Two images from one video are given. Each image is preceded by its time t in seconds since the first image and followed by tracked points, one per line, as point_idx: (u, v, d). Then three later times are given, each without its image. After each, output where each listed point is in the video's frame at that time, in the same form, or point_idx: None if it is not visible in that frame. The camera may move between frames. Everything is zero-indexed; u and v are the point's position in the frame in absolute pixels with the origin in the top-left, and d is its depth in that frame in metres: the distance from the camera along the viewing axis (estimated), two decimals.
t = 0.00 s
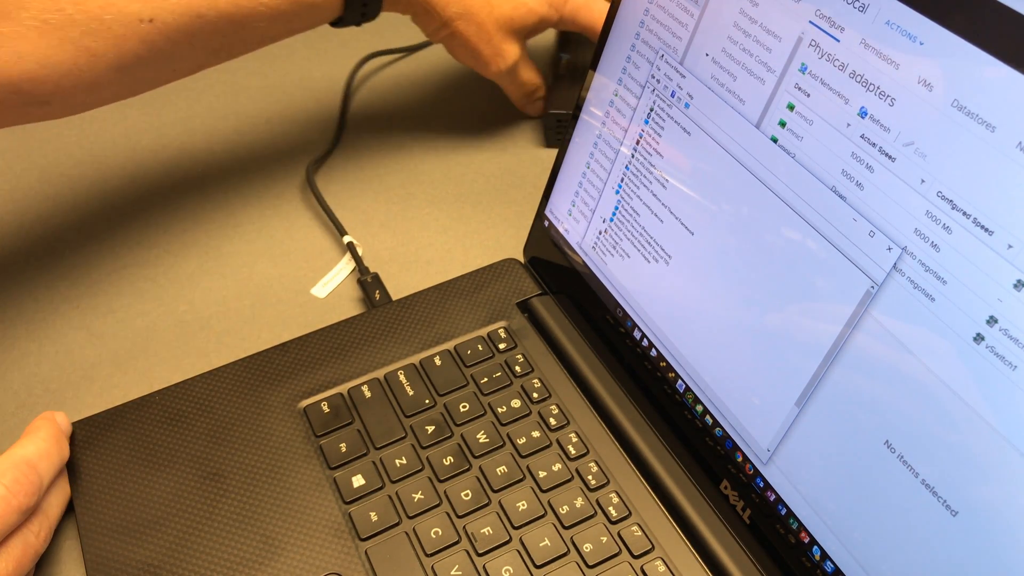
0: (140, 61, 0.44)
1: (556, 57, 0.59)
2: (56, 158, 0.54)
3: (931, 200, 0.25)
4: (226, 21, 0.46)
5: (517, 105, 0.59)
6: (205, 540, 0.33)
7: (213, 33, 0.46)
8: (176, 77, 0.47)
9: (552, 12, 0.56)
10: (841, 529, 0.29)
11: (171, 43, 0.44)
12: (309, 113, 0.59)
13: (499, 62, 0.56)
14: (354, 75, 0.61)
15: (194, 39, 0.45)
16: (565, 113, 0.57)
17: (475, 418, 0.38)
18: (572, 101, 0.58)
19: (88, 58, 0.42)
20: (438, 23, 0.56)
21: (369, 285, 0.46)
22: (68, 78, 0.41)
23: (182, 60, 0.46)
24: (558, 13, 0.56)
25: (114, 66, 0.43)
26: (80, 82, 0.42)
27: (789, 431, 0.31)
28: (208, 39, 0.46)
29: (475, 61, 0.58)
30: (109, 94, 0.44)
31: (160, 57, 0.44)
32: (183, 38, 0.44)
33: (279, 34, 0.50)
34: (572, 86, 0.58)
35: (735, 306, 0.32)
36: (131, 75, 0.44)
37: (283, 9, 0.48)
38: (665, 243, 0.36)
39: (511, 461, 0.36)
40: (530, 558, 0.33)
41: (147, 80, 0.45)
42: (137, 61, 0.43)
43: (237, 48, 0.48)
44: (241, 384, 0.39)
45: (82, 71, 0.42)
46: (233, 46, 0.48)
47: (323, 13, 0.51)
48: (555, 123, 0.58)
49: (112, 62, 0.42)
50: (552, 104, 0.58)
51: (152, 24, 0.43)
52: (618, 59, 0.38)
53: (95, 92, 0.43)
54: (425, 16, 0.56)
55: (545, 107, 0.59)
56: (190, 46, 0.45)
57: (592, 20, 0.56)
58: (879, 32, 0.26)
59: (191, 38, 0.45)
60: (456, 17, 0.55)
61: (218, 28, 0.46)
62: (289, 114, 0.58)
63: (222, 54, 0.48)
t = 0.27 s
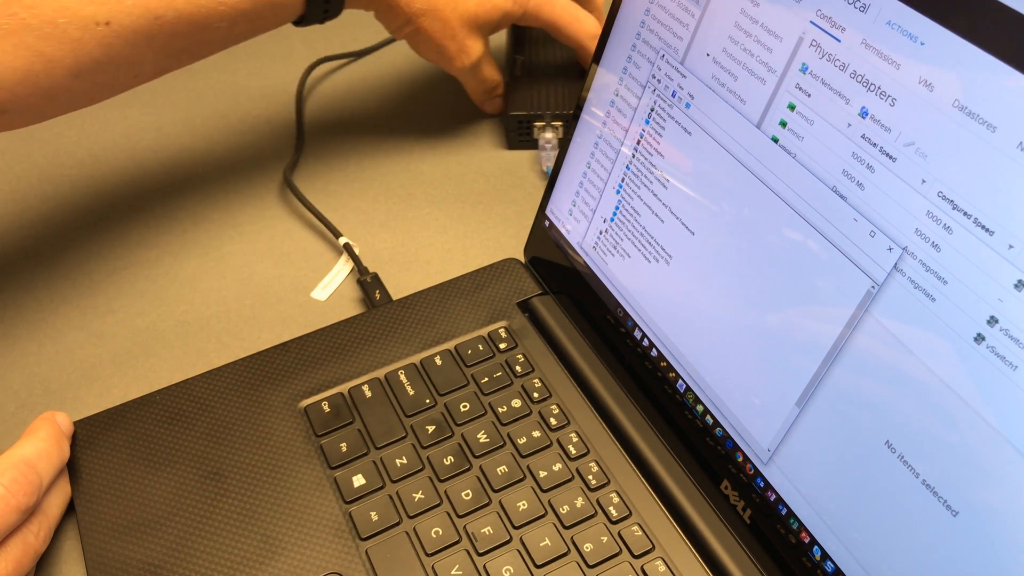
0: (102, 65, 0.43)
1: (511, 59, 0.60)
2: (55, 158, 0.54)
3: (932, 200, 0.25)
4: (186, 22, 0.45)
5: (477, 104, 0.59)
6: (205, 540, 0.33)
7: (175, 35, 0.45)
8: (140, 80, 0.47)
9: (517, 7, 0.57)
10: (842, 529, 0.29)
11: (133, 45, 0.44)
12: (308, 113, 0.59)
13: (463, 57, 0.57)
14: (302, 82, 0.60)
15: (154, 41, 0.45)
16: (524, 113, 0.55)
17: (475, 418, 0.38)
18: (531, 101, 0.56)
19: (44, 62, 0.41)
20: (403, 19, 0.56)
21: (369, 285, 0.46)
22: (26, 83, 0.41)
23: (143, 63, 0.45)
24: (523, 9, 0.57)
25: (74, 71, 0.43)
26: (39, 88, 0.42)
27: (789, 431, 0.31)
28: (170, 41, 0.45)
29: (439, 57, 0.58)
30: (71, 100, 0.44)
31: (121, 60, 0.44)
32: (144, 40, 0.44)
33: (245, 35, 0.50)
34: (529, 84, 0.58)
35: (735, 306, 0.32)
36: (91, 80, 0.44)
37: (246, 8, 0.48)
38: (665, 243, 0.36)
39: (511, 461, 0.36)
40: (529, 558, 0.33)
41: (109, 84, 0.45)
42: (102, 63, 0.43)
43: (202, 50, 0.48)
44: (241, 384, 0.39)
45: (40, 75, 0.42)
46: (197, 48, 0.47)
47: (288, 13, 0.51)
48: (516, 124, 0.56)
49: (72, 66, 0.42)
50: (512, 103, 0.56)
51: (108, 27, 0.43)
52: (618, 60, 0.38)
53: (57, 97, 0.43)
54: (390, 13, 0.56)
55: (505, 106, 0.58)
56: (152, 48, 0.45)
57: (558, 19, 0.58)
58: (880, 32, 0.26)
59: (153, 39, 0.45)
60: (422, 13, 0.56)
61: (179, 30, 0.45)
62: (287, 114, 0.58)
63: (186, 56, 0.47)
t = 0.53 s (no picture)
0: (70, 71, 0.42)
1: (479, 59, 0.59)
2: (55, 158, 0.54)
3: (931, 200, 0.25)
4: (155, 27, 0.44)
5: (445, 100, 0.58)
6: (205, 540, 0.33)
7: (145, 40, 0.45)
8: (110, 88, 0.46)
9: (488, 4, 0.56)
10: (841, 529, 0.29)
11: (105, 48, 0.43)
12: (309, 113, 0.59)
13: (434, 56, 0.56)
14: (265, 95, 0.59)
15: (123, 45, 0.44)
16: (498, 114, 0.55)
17: (475, 418, 0.38)
18: (503, 102, 0.56)
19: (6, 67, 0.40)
20: (374, 18, 0.55)
21: (369, 285, 0.46)
22: None
23: (111, 69, 0.44)
24: (494, 6, 0.56)
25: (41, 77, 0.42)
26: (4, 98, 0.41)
27: (789, 431, 0.31)
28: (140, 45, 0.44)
29: (409, 54, 0.57)
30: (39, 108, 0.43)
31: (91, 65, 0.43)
32: (112, 43, 0.43)
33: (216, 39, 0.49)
34: (500, 84, 0.57)
35: (734, 306, 0.32)
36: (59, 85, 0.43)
37: (215, 12, 0.47)
38: (665, 243, 0.36)
39: (511, 461, 0.36)
40: (529, 558, 0.33)
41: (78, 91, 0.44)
42: (78, 68, 0.43)
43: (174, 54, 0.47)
44: (241, 384, 0.39)
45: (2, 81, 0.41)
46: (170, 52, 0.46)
47: (256, 15, 0.50)
48: (489, 126, 0.56)
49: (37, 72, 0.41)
50: (484, 104, 0.56)
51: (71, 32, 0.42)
52: (618, 60, 0.38)
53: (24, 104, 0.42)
54: (360, 11, 0.55)
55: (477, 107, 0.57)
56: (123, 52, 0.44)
57: (528, 17, 0.56)
58: (880, 32, 0.26)
59: (124, 43, 0.44)
60: (392, 12, 0.54)
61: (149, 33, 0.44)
62: (287, 114, 0.58)
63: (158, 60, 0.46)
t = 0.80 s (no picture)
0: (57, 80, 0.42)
1: (465, 60, 0.58)
2: (55, 158, 0.54)
3: (931, 200, 0.25)
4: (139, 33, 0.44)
5: (433, 101, 0.58)
6: (205, 540, 0.33)
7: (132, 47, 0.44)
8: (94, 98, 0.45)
9: (476, 5, 0.55)
10: (841, 529, 0.29)
11: (95, 55, 0.43)
12: (309, 113, 0.59)
13: (424, 58, 0.55)
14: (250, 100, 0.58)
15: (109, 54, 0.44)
16: (487, 114, 0.55)
17: (475, 418, 0.38)
18: (492, 102, 0.56)
19: None
20: (364, 21, 0.54)
21: (369, 285, 0.46)
22: None
23: (99, 79, 0.44)
24: (483, 7, 0.55)
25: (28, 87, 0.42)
26: None
27: (789, 431, 0.31)
28: (127, 53, 0.44)
29: (398, 56, 0.56)
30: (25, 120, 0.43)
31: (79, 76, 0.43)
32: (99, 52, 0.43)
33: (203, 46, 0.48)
34: (487, 85, 0.57)
35: (734, 306, 0.32)
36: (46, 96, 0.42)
37: (205, 21, 0.47)
38: (665, 243, 0.36)
39: (511, 461, 0.36)
40: (529, 558, 0.33)
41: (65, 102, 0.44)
42: (69, 74, 0.42)
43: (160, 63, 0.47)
44: (241, 384, 0.39)
45: None
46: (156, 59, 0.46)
47: (241, 22, 0.49)
48: (478, 126, 0.55)
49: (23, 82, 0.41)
50: (472, 104, 0.56)
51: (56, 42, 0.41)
52: (618, 59, 0.38)
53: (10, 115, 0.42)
54: (349, 15, 0.54)
55: (466, 109, 0.56)
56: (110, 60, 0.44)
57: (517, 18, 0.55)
58: (880, 32, 0.26)
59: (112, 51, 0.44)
60: (381, 16, 0.53)
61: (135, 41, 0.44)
62: (286, 115, 0.59)
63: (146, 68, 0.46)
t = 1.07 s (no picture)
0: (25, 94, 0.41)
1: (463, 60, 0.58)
2: (54, 158, 0.54)
3: (931, 200, 0.25)
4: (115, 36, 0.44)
5: (416, 101, 0.58)
6: (205, 540, 0.33)
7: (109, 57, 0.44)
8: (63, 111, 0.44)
9: (452, 5, 0.56)
10: (841, 529, 0.29)
11: (79, 60, 0.42)
12: (309, 113, 0.59)
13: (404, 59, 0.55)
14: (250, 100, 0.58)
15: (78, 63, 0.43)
16: (487, 114, 0.55)
17: (475, 418, 0.38)
18: (492, 102, 0.56)
19: None
20: (338, 26, 0.54)
21: (369, 285, 0.46)
22: None
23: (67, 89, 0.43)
24: (458, 7, 0.56)
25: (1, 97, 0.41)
26: None
27: (789, 431, 0.31)
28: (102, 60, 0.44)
29: (377, 59, 0.56)
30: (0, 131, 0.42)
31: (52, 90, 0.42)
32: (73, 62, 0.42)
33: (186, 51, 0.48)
34: (486, 84, 0.57)
35: (734, 306, 0.32)
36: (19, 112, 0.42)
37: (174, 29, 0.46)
38: (665, 243, 0.36)
39: (511, 461, 0.36)
40: (529, 558, 0.33)
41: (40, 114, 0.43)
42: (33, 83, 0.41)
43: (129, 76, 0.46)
44: (242, 384, 0.39)
45: None
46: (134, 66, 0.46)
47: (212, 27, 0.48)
48: (478, 126, 0.55)
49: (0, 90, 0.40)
50: (471, 104, 0.56)
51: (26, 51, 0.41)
52: (618, 59, 0.38)
53: None
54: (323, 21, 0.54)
55: (467, 109, 0.56)
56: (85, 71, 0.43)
57: (497, 18, 0.56)
58: (880, 32, 0.26)
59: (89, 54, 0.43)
60: (356, 17, 0.53)
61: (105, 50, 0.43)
62: (286, 115, 0.59)
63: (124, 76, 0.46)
